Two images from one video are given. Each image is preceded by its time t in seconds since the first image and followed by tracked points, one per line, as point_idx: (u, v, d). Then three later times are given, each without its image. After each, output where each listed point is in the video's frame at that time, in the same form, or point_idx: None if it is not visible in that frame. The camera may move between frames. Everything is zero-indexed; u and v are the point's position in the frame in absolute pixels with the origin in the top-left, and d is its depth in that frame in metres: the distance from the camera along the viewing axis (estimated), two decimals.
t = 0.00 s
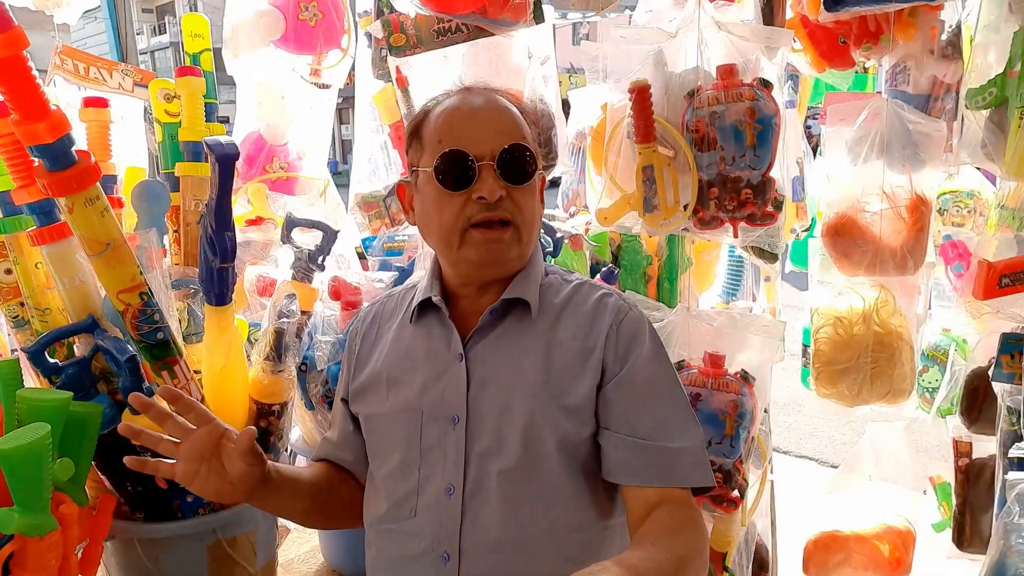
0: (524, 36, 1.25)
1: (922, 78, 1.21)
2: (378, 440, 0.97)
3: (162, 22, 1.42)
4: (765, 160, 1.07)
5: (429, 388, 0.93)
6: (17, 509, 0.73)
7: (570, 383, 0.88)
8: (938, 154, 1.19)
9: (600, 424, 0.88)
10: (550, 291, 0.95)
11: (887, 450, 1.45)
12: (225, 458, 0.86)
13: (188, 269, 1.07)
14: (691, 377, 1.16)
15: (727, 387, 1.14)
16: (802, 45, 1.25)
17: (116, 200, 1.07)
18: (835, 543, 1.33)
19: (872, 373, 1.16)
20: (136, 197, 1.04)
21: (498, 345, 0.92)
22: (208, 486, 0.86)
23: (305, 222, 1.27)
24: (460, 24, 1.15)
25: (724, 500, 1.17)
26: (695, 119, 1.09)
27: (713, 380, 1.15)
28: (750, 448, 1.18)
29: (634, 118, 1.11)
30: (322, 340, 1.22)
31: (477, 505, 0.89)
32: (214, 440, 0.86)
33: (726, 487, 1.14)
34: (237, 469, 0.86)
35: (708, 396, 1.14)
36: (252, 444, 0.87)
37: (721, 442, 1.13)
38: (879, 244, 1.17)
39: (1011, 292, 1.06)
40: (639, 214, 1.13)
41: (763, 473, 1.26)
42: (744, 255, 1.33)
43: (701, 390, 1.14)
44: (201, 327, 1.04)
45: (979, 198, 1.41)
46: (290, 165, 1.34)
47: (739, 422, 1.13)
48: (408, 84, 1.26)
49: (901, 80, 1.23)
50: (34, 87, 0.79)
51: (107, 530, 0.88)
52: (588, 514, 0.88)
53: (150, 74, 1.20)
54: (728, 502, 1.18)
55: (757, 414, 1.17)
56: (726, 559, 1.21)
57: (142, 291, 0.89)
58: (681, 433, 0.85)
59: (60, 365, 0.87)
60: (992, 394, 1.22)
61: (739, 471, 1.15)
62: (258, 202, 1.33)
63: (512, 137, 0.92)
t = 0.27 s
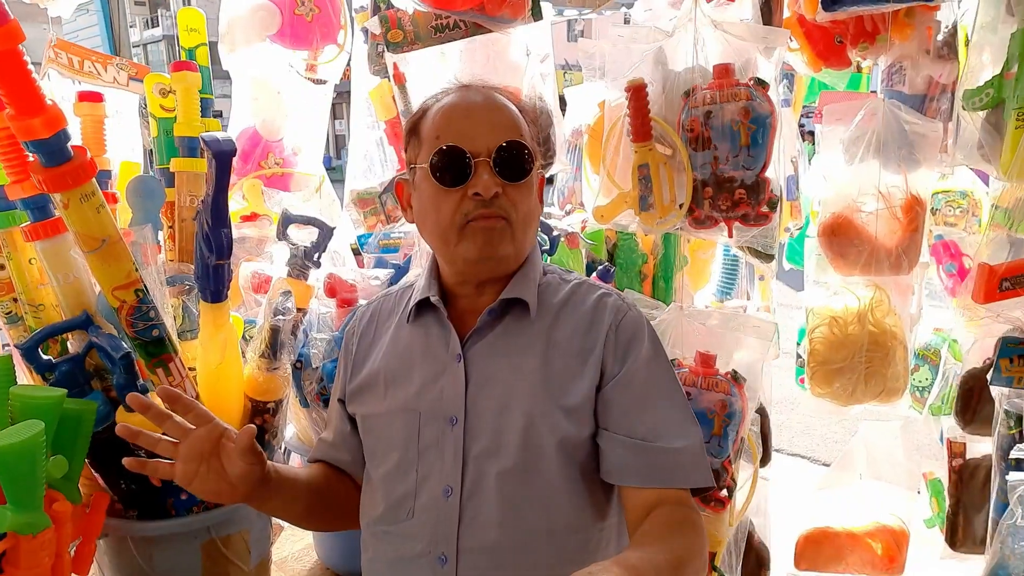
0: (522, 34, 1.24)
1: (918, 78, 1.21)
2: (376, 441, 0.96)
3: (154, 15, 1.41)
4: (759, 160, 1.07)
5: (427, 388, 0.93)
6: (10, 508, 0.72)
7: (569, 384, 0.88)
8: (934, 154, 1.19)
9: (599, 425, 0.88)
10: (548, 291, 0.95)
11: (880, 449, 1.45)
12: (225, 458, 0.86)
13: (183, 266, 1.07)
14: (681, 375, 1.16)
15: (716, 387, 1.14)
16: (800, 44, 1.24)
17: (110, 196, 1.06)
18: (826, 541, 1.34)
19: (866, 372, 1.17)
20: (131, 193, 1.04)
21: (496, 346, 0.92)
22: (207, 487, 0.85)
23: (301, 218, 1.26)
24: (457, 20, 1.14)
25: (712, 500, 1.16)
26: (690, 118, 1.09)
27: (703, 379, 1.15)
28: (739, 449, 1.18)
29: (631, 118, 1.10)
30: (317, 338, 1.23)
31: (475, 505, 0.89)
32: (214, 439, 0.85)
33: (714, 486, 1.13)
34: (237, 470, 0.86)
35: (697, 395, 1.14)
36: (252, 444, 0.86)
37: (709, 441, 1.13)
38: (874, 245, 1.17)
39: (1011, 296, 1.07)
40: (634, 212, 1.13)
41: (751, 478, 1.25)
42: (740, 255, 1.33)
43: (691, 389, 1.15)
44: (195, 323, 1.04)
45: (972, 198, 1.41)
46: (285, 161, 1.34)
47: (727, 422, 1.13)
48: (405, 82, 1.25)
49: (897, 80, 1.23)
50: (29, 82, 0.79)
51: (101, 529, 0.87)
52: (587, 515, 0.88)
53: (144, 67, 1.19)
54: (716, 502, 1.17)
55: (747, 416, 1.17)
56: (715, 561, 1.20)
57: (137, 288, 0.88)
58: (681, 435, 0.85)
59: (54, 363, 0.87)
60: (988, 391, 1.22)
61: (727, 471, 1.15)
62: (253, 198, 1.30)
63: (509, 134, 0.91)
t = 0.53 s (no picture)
0: (518, 34, 1.24)
1: (915, 79, 1.21)
2: (373, 443, 0.96)
3: (153, 14, 1.40)
4: (753, 161, 1.07)
5: (425, 390, 0.93)
6: (4, 509, 0.72)
7: (567, 387, 0.89)
8: (928, 155, 1.19)
9: (597, 427, 0.88)
10: (546, 292, 0.95)
11: (875, 450, 1.45)
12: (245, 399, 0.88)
13: (179, 266, 1.06)
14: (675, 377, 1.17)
15: (710, 388, 1.14)
16: (796, 45, 1.24)
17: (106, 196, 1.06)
18: (821, 543, 1.34)
19: (861, 372, 1.17)
20: (126, 193, 1.04)
21: (494, 348, 0.92)
22: (223, 420, 0.87)
23: (297, 219, 1.26)
24: (454, 21, 1.14)
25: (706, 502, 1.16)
26: (686, 118, 1.08)
27: (697, 381, 1.16)
28: (734, 451, 1.18)
29: (627, 118, 1.10)
30: (314, 338, 1.20)
31: (472, 508, 0.89)
32: (240, 378, 0.87)
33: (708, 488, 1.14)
34: (253, 415, 0.88)
35: (690, 396, 1.15)
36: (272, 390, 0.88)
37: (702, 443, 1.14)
38: (868, 246, 1.17)
39: (1007, 298, 1.08)
40: (632, 213, 1.13)
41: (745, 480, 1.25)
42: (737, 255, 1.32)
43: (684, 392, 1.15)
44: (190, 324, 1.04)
45: (969, 198, 1.41)
46: (282, 161, 1.34)
47: (721, 424, 1.14)
48: (402, 81, 1.26)
49: (894, 81, 1.23)
50: (24, 83, 0.79)
51: (96, 530, 0.87)
52: (584, 517, 0.88)
53: (140, 67, 1.18)
54: (710, 504, 1.17)
55: (742, 417, 1.17)
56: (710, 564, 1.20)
57: (132, 289, 0.88)
58: (679, 437, 0.85)
59: (49, 363, 0.87)
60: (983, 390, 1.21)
61: (720, 472, 1.16)
62: (250, 198, 1.30)
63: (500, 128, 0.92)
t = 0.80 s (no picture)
0: (509, 32, 1.24)
1: (906, 67, 1.20)
2: (372, 446, 0.96)
3: (141, 20, 1.40)
4: (747, 155, 1.07)
5: (425, 392, 0.93)
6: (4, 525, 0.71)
7: (568, 386, 0.88)
8: (920, 143, 1.19)
9: (599, 427, 0.88)
10: (545, 292, 0.95)
11: (873, 438, 1.46)
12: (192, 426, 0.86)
13: (172, 274, 1.06)
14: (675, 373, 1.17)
15: (710, 384, 1.14)
16: (786, 36, 1.25)
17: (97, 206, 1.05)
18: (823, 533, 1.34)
19: (859, 363, 1.17)
20: (117, 201, 1.03)
21: (493, 348, 0.92)
22: (170, 452, 0.85)
23: (291, 223, 1.26)
24: (443, 21, 1.14)
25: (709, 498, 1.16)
26: (678, 113, 1.09)
27: (697, 377, 1.15)
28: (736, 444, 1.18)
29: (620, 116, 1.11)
30: (311, 344, 1.22)
31: (475, 510, 0.88)
32: (184, 405, 0.85)
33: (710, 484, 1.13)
34: (201, 441, 0.86)
35: (690, 392, 1.14)
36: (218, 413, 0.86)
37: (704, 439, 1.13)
38: (864, 236, 1.17)
39: (1002, 286, 1.07)
40: (627, 210, 1.12)
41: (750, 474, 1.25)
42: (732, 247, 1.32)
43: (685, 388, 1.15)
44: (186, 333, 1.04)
45: (963, 183, 1.42)
46: (274, 165, 1.33)
47: (721, 419, 1.13)
48: (392, 83, 1.25)
49: (885, 70, 1.22)
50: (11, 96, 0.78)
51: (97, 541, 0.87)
52: (587, 516, 0.88)
53: (128, 75, 1.18)
54: (713, 500, 1.17)
55: (744, 410, 1.17)
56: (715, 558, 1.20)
57: (126, 300, 0.88)
58: (681, 434, 0.86)
59: (45, 376, 0.86)
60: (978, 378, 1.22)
61: (722, 467, 1.15)
62: (243, 204, 1.32)
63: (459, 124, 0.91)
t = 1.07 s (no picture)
0: (516, 32, 1.23)
1: (910, 79, 1.21)
2: (369, 444, 0.95)
3: (144, 14, 1.39)
4: (751, 159, 1.07)
5: (422, 391, 0.92)
6: None
7: (568, 387, 0.88)
8: (925, 155, 1.19)
9: (597, 428, 0.88)
10: (545, 292, 0.94)
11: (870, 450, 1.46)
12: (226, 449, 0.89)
13: (171, 265, 1.05)
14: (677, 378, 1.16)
15: (712, 389, 1.13)
16: (792, 45, 1.24)
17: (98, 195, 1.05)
18: (820, 544, 1.33)
19: (860, 373, 1.17)
20: (119, 191, 1.02)
21: (493, 347, 0.91)
22: (208, 478, 0.88)
23: (292, 217, 1.25)
24: (451, 19, 1.14)
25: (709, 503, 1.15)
26: (686, 117, 1.08)
27: (699, 382, 1.15)
28: (737, 452, 1.17)
29: (627, 120, 1.10)
30: (308, 338, 1.22)
31: (472, 510, 0.88)
32: (217, 429, 0.88)
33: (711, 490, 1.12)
34: (238, 462, 0.89)
35: (693, 397, 1.14)
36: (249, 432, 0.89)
37: (706, 444, 1.13)
38: (868, 247, 1.17)
39: (1004, 295, 1.08)
40: (631, 212, 1.12)
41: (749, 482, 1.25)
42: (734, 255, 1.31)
43: (687, 393, 1.14)
44: (185, 324, 1.03)
45: (963, 200, 1.42)
46: (276, 160, 1.32)
47: (724, 425, 1.13)
48: (398, 80, 1.25)
49: (890, 81, 1.22)
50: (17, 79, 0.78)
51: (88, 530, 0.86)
52: (584, 518, 0.88)
53: (132, 65, 1.18)
54: (713, 506, 1.16)
55: (745, 417, 1.17)
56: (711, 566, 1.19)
57: (125, 287, 0.87)
58: (680, 437, 0.85)
59: (40, 362, 0.85)
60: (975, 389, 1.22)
61: (723, 474, 1.14)
62: (244, 197, 1.31)
63: (480, 130, 0.90)
